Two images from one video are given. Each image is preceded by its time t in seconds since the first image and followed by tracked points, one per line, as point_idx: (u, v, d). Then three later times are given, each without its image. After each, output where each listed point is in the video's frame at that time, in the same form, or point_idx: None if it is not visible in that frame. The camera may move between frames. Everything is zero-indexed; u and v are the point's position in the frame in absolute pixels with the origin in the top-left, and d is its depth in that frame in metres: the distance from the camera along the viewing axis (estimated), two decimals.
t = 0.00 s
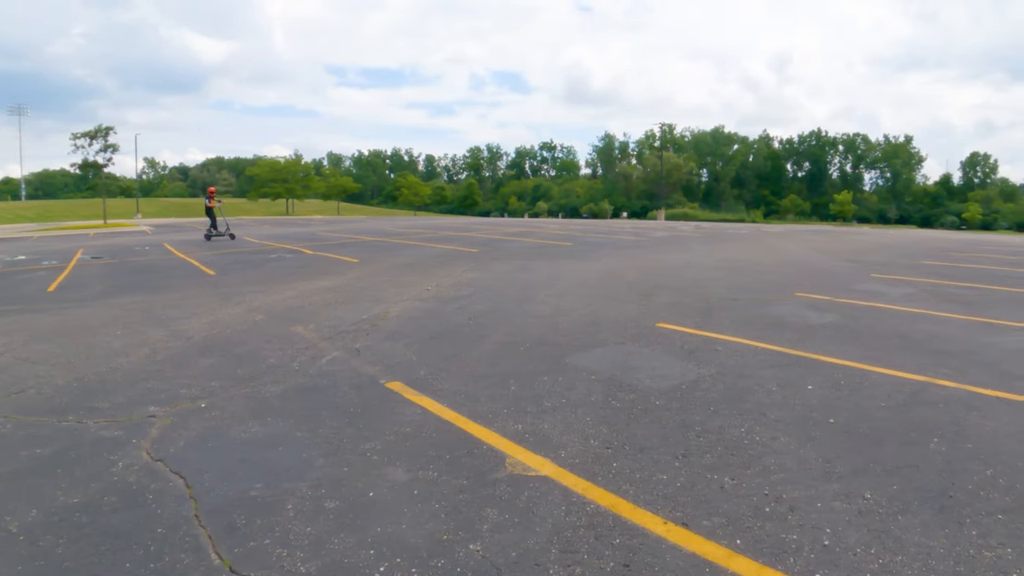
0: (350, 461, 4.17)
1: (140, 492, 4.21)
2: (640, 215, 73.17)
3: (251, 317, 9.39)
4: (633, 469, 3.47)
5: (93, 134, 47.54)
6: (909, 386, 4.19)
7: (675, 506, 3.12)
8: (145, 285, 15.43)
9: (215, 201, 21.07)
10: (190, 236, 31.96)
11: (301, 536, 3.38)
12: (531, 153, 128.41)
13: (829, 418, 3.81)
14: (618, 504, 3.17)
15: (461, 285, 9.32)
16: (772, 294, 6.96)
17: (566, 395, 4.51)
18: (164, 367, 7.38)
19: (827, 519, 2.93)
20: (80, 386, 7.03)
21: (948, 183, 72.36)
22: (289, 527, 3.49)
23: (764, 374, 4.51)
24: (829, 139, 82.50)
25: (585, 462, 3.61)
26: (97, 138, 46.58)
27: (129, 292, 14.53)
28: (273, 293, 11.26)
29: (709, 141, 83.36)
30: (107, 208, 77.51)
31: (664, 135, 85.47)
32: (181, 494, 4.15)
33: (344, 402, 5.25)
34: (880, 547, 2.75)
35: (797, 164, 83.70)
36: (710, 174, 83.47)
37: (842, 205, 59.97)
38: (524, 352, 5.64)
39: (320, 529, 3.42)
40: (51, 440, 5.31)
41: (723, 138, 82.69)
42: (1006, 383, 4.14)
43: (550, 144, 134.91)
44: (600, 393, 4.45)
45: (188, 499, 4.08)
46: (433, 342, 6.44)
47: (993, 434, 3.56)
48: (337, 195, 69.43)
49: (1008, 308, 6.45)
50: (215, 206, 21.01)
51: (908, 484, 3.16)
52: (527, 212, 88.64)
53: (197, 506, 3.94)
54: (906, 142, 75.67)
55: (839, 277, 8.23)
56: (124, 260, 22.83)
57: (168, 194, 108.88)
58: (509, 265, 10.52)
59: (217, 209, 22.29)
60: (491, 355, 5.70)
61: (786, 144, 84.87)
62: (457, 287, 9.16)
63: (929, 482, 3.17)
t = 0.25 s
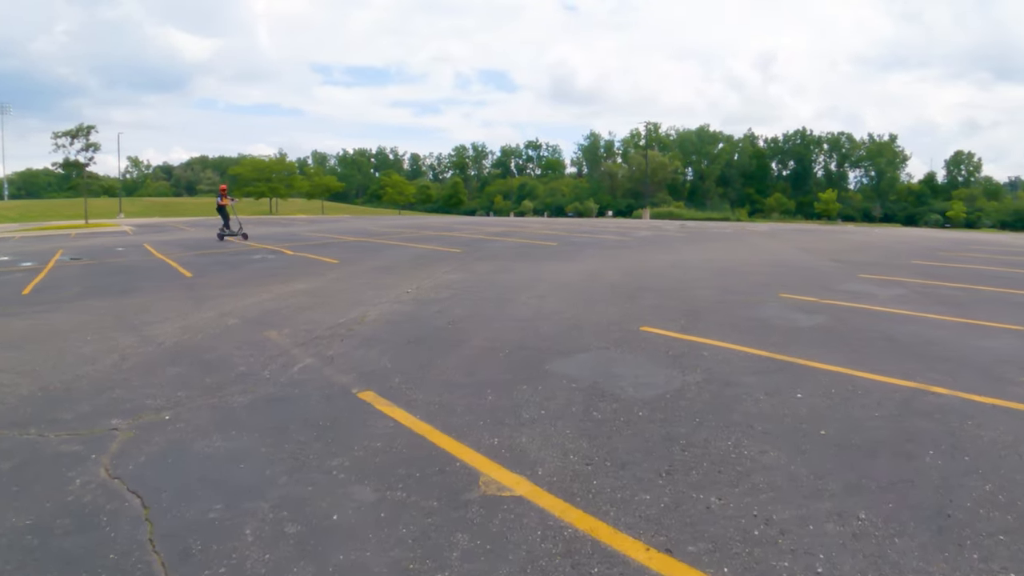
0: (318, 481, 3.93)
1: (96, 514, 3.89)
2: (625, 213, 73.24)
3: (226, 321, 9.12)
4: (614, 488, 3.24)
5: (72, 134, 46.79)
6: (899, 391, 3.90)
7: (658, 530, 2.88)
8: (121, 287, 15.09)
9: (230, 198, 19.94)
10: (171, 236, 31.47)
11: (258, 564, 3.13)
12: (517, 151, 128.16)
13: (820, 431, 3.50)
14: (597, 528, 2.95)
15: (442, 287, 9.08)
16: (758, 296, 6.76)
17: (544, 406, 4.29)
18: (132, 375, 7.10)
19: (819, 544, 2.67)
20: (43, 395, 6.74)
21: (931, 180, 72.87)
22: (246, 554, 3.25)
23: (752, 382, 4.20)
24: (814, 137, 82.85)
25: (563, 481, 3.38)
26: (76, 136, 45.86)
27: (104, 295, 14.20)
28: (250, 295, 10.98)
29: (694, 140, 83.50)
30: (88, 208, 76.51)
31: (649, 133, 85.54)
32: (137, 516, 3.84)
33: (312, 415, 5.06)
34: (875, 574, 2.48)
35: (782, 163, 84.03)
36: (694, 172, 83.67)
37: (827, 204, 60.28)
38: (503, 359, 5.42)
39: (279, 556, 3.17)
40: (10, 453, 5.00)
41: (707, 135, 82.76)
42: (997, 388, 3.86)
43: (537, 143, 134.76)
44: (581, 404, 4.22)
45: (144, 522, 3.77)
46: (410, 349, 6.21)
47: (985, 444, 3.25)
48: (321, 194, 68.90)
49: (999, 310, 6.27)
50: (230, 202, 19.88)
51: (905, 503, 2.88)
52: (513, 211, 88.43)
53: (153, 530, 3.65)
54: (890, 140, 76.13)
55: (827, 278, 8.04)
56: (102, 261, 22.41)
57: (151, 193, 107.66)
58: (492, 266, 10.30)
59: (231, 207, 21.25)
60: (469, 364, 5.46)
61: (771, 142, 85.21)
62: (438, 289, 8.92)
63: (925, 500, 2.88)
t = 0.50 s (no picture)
0: (280, 501, 3.70)
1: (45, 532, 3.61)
2: (608, 211, 73.30)
3: (197, 324, 8.85)
4: (587, 504, 3.03)
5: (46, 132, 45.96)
6: (886, 395, 3.70)
7: (634, 550, 2.67)
8: (92, 289, 14.71)
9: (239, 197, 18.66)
10: (147, 235, 30.93)
11: None
12: (501, 150, 127.92)
13: (803, 439, 3.27)
14: (567, 548, 2.74)
15: (419, 287, 8.87)
16: (740, 296, 6.61)
17: (517, 415, 4.09)
18: (94, 381, 6.82)
19: (804, 564, 2.46)
20: None
21: (911, 178, 73.53)
22: None
23: (733, 386, 3.97)
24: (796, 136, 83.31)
25: (534, 497, 3.18)
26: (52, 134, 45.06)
27: (74, 296, 13.83)
28: (223, 297, 10.70)
29: (676, 138, 83.62)
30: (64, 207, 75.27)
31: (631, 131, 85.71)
32: (88, 534, 3.56)
33: (277, 424, 4.86)
34: None
35: (763, 161, 84.49)
36: (676, 170, 83.86)
37: (808, 201, 60.56)
38: (477, 365, 5.22)
39: None
40: None
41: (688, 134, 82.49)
42: (985, 392, 3.70)
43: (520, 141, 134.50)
44: (556, 412, 4.02)
45: (95, 540, 3.50)
46: (382, 355, 5.99)
47: (975, 453, 3.05)
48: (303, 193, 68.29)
49: (984, 310, 6.16)
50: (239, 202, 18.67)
51: (894, 518, 2.67)
52: (497, 209, 88.19)
53: (103, 550, 3.38)
54: (870, 138, 76.74)
55: (810, 278, 7.91)
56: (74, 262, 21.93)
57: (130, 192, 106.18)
58: (471, 266, 10.10)
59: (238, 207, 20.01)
60: (442, 370, 5.26)
61: (753, 140, 85.64)
62: (414, 290, 8.70)
63: (915, 515, 2.68)
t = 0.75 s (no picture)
0: (225, 514, 3.42)
1: None
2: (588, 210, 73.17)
3: (158, 326, 8.51)
4: (548, 517, 2.80)
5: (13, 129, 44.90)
6: (865, 397, 3.52)
7: (596, 568, 2.44)
8: (53, 290, 14.23)
9: (242, 189, 17.31)
10: (116, 235, 30.25)
11: None
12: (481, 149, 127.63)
13: (779, 444, 3.07)
14: (524, 566, 2.51)
15: (388, 286, 8.62)
16: (716, 294, 6.44)
17: (480, 420, 3.87)
18: (42, 385, 6.47)
19: None
20: None
21: (887, 177, 74.27)
22: None
23: (707, 388, 3.77)
24: (773, 134, 83.79)
25: (493, 509, 2.95)
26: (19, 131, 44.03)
27: (33, 298, 13.36)
28: (187, 298, 10.35)
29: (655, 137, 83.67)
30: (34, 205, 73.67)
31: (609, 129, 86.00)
32: (23, 549, 3.23)
33: (229, 431, 4.58)
34: None
35: (740, 159, 85.07)
36: (654, 169, 84.01)
37: (785, 199, 60.92)
38: (442, 366, 4.99)
39: None
40: None
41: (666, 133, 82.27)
42: (967, 392, 3.54)
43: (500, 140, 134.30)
44: (521, 416, 3.79)
45: (29, 557, 3.17)
46: (346, 357, 5.74)
47: (958, 458, 2.87)
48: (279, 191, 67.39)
49: (963, 307, 6.03)
50: (242, 195, 17.29)
51: (875, 529, 2.47)
52: (476, 207, 87.85)
53: (37, 568, 3.06)
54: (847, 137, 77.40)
55: (787, 275, 7.77)
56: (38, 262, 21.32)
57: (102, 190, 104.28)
58: (443, 264, 9.86)
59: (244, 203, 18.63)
60: (406, 373, 5.01)
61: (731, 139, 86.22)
62: (384, 289, 8.44)
63: (897, 526, 2.48)
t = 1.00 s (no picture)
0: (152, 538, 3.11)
1: None
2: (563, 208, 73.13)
3: (108, 333, 8.11)
4: (493, 545, 2.56)
5: None
6: (835, 405, 3.33)
7: None
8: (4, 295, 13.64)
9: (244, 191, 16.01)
10: (78, 237, 29.42)
11: None
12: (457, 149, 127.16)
13: (743, 460, 2.87)
14: None
15: (351, 290, 8.32)
16: (685, 297, 6.26)
17: (430, 435, 3.66)
18: None
19: None
20: None
21: (859, 176, 75.23)
22: None
23: (669, 397, 3.56)
24: (747, 134, 84.46)
25: (436, 535, 2.71)
26: None
27: None
28: (143, 303, 9.94)
29: (630, 137, 83.90)
30: None
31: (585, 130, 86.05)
32: None
33: (169, 446, 4.26)
34: None
35: (714, 159, 85.63)
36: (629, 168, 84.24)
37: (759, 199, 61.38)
38: (397, 376, 4.73)
39: None
40: None
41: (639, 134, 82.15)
42: (941, 399, 3.37)
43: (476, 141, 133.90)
44: (473, 431, 3.57)
45: None
46: (299, 367, 5.45)
47: (932, 473, 2.68)
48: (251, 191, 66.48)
49: (934, 308, 5.93)
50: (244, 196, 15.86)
51: (844, 554, 2.26)
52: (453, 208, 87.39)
53: None
54: (819, 137, 78.24)
55: (758, 276, 7.63)
56: None
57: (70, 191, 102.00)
58: (409, 267, 9.58)
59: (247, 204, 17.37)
60: (360, 384, 4.76)
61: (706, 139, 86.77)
62: (346, 293, 8.15)
63: (868, 551, 2.27)
